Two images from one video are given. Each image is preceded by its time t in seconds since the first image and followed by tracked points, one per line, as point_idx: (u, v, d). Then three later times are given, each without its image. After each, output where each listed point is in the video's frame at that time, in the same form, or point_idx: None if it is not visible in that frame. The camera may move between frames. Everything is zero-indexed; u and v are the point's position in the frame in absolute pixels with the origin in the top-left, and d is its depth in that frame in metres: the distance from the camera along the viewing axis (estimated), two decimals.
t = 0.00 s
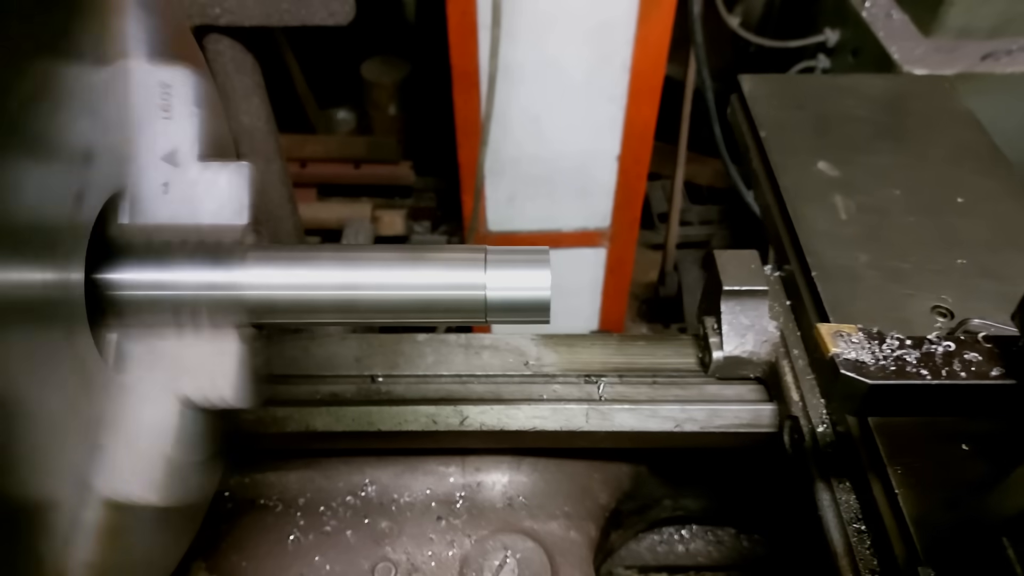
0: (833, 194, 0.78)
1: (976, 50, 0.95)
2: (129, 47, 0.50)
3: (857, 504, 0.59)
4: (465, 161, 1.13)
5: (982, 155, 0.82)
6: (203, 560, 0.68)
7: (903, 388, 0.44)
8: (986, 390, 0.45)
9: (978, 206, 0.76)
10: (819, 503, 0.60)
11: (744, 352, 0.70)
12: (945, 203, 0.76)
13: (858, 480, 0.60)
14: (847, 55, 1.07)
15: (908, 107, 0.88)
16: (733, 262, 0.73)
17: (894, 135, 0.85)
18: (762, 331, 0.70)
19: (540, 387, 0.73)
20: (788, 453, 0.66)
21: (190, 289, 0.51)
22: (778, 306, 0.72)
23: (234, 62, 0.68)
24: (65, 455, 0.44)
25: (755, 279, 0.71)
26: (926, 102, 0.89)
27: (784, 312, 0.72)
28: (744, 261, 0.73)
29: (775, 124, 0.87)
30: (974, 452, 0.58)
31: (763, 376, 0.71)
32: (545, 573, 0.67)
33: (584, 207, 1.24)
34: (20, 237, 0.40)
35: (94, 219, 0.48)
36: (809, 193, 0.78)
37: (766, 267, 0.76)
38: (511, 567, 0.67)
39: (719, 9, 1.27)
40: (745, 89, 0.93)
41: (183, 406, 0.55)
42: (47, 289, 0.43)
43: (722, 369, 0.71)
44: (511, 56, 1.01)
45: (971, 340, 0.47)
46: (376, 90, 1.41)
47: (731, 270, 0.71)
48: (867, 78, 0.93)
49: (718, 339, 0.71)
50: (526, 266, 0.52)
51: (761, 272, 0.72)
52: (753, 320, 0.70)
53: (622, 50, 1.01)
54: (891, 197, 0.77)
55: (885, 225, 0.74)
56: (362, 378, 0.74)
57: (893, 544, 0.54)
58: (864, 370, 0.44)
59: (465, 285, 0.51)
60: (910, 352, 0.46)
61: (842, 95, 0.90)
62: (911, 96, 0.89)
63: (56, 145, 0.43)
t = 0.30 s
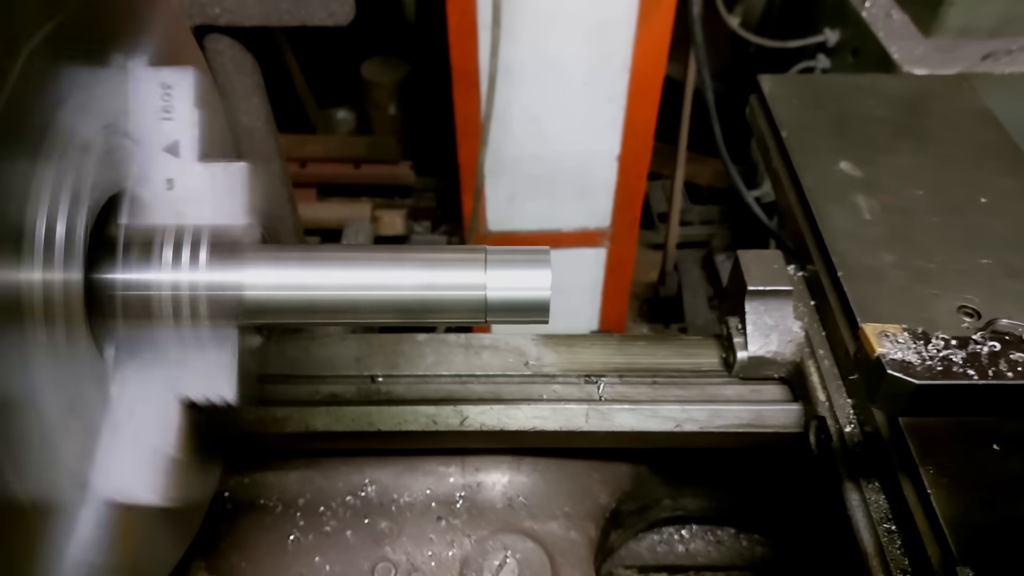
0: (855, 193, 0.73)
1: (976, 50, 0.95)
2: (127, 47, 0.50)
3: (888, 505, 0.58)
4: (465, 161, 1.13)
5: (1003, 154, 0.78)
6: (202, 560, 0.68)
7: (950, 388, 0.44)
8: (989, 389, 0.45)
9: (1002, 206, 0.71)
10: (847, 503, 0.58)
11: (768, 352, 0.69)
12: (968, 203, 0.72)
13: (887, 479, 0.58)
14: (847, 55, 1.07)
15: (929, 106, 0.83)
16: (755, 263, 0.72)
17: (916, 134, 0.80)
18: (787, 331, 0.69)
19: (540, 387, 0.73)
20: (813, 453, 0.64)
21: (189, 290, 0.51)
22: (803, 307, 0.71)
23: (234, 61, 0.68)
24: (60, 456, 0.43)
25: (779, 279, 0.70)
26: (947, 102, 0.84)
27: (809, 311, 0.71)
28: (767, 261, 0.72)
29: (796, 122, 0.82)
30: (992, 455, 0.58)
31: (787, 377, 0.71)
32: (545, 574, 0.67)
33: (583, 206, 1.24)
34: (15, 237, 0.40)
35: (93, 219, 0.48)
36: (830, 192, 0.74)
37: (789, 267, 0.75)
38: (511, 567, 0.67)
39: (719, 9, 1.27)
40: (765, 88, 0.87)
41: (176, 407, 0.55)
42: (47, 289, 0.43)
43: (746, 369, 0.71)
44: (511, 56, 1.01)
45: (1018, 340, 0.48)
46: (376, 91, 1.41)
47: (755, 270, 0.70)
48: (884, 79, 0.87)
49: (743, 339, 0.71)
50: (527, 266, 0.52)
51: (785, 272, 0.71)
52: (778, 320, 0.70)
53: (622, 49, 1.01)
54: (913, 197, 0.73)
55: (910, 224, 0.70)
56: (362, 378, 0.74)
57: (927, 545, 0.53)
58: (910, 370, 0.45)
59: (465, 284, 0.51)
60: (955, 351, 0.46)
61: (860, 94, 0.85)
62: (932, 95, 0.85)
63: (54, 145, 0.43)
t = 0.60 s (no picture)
0: (863, 193, 0.70)
1: (970, 53, 0.96)
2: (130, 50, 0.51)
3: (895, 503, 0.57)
4: (465, 162, 1.14)
5: (1010, 155, 0.74)
6: (205, 557, 0.69)
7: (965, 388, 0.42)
8: (1001, 389, 0.42)
9: (1011, 207, 0.68)
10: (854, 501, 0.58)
11: (774, 352, 0.70)
12: (977, 203, 0.68)
13: (893, 477, 0.57)
14: (843, 57, 1.08)
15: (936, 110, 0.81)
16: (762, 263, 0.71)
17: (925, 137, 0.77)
18: (795, 330, 0.69)
19: (539, 386, 0.74)
20: (819, 452, 0.65)
21: (192, 289, 0.52)
22: (808, 307, 0.70)
23: (236, 64, 0.69)
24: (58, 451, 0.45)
25: (785, 280, 0.69)
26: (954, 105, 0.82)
27: (815, 311, 0.70)
28: (776, 261, 0.72)
29: (803, 125, 0.80)
30: (1005, 454, 0.55)
31: (792, 376, 0.71)
32: (544, 571, 0.68)
33: (583, 207, 1.24)
34: (14, 238, 0.41)
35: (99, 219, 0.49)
36: (839, 192, 0.70)
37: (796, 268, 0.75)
38: (510, 564, 0.67)
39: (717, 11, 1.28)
40: (770, 89, 0.85)
41: (176, 407, 0.56)
42: (50, 291, 0.43)
43: (751, 368, 0.72)
44: (510, 58, 1.02)
45: None
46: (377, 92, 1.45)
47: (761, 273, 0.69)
48: (893, 82, 0.85)
49: (749, 339, 0.71)
50: (525, 266, 0.52)
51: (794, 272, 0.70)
52: (784, 320, 0.70)
53: (621, 52, 1.02)
54: (921, 198, 0.69)
55: (918, 225, 0.66)
56: (364, 377, 0.75)
57: (934, 543, 0.51)
58: (926, 370, 0.42)
59: (464, 284, 0.52)
60: (968, 351, 0.43)
61: (868, 95, 0.83)
62: (941, 100, 0.82)
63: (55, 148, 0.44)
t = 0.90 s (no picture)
0: (863, 194, 0.70)
1: (969, 54, 0.96)
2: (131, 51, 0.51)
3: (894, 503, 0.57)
4: (465, 163, 1.14)
5: (1010, 156, 0.75)
6: (206, 556, 0.69)
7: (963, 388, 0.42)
8: (1001, 389, 0.43)
9: (1010, 207, 0.68)
10: (854, 501, 0.59)
11: (774, 352, 0.70)
12: (977, 203, 0.69)
13: (893, 477, 0.57)
14: (842, 58, 1.09)
15: (938, 110, 0.81)
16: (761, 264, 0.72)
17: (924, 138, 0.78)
18: (795, 330, 0.70)
19: (539, 386, 0.74)
20: (819, 452, 0.65)
21: (193, 290, 0.52)
22: (808, 306, 0.71)
23: (237, 65, 0.69)
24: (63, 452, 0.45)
25: (785, 280, 0.70)
26: (954, 105, 0.82)
27: (815, 311, 0.71)
28: (774, 261, 0.72)
29: (802, 125, 0.80)
30: (1005, 453, 0.55)
31: (792, 376, 0.72)
32: (544, 570, 0.68)
33: (583, 207, 1.25)
34: (15, 238, 0.41)
35: (99, 219, 0.49)
36: (840, 193, 0.71)
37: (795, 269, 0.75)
38: (510, 563, 0.68)
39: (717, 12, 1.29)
40: (769, 89, 0.86)
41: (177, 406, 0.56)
42: (51, 290, 0.44)
43: (751, 368, 0.72)
44: (511, 59, 1.02)
45: None
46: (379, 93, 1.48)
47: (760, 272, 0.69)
48: (892, 82, 0.85)
49: (749, 339, 0.72)
50: (526, 266, 0.52)
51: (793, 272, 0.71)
52: (785, 320, 0.70)
53: (621, 53, 1.02)
54: (921, 199, 0.69)
55: (918, 225, 0.66)
56: (364, 377, 0.75)
57: (934, 542, 0.52)
58: (925, 370, 0.42)
59: (465, 284, 0.52)
60: (968, 351, 0.44)
61: (866, 96, 0.84)
62: (941, 99, 0.83)
63: (56, 147, 0.44)
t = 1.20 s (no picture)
0: (863, 194, 0.70)
1: (969, 54, 0.96)
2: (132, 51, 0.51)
3: (893, 502, 0.57)
4: (465, 164, 1.14)
5: (1010, 156, 0.75)
6: (206, 556, 0.69)
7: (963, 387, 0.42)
8: (1001, 389, 0.43)
9: (1011, 207, 0.68)
10: (854, 501, 0.59)
11: (774, 352, 0.70)
12: (977, 203, 0.69)
13: (893, 477, 0.57)
14: (842, 58, 1.09)
15: (938, 109, 0.81)
16: (761, 265, 0.72)
17: (924, 138, 0.78)
18: (794, 330, 0.70)
19: (539, 386, 0.74)
20: (820, 452, 0.65)
21: (194, 290, 0.52)
22: (808, 306, 0.71)
23: (237, 65, 0.69)
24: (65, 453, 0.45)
25: (784, 280, 0.70)
26: (954, 105, 0.82)
27: (814, 311, 0.71)
28: (774, 261, 0.72)
29: (802, 125, 0.80)
30: (1005, 453, 0.55)
31: (792, 376, 0.72)
32: (544, 570, 0.68)
33: (583, 208, 1.25)
34: (19, 238, 0.41)
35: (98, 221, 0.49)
36: (839, 193, 0.71)
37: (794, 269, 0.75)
38: (510, 564, 0.68)
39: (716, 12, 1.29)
40: (769, 89, 0.86)
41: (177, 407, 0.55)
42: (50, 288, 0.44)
43: (751, 368, 0.72)
44: (510, 60, 1.02)
45: None
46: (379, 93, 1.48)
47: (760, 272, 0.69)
48: (892, 82, 0.85)
49: (749, 339, 0.72)
50: (526, 266, 0.52)
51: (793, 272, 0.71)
52: (784, 320, 0.70)
53: (621, 53, 1.02)
54: (921, 199, 0.69)
55: (918, 225, 0.66)
56: (364, 377, 0.75)
57: (934, 542, 0.52)
58: (925, 370, 0.42)
59: (465, 284, 0.51)
60: (968, 351, 0.44)
61: (865, 96, 0.84)
62: (941, 99, 0.83)
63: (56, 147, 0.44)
